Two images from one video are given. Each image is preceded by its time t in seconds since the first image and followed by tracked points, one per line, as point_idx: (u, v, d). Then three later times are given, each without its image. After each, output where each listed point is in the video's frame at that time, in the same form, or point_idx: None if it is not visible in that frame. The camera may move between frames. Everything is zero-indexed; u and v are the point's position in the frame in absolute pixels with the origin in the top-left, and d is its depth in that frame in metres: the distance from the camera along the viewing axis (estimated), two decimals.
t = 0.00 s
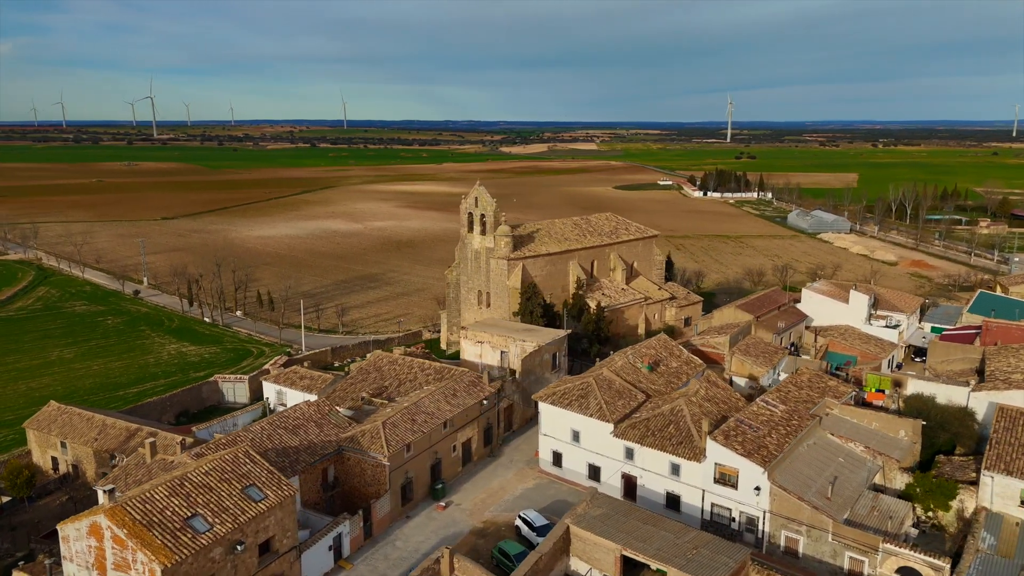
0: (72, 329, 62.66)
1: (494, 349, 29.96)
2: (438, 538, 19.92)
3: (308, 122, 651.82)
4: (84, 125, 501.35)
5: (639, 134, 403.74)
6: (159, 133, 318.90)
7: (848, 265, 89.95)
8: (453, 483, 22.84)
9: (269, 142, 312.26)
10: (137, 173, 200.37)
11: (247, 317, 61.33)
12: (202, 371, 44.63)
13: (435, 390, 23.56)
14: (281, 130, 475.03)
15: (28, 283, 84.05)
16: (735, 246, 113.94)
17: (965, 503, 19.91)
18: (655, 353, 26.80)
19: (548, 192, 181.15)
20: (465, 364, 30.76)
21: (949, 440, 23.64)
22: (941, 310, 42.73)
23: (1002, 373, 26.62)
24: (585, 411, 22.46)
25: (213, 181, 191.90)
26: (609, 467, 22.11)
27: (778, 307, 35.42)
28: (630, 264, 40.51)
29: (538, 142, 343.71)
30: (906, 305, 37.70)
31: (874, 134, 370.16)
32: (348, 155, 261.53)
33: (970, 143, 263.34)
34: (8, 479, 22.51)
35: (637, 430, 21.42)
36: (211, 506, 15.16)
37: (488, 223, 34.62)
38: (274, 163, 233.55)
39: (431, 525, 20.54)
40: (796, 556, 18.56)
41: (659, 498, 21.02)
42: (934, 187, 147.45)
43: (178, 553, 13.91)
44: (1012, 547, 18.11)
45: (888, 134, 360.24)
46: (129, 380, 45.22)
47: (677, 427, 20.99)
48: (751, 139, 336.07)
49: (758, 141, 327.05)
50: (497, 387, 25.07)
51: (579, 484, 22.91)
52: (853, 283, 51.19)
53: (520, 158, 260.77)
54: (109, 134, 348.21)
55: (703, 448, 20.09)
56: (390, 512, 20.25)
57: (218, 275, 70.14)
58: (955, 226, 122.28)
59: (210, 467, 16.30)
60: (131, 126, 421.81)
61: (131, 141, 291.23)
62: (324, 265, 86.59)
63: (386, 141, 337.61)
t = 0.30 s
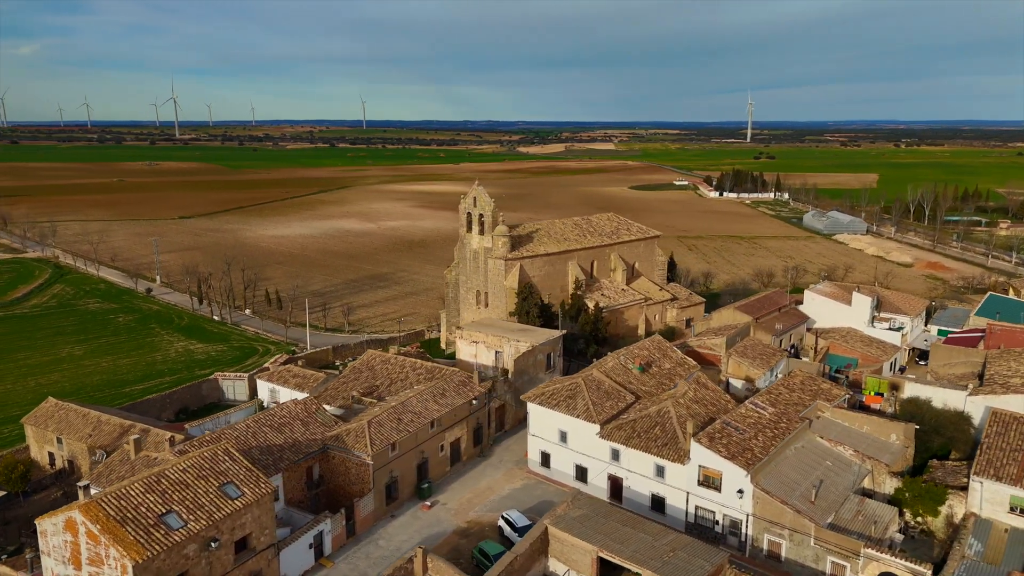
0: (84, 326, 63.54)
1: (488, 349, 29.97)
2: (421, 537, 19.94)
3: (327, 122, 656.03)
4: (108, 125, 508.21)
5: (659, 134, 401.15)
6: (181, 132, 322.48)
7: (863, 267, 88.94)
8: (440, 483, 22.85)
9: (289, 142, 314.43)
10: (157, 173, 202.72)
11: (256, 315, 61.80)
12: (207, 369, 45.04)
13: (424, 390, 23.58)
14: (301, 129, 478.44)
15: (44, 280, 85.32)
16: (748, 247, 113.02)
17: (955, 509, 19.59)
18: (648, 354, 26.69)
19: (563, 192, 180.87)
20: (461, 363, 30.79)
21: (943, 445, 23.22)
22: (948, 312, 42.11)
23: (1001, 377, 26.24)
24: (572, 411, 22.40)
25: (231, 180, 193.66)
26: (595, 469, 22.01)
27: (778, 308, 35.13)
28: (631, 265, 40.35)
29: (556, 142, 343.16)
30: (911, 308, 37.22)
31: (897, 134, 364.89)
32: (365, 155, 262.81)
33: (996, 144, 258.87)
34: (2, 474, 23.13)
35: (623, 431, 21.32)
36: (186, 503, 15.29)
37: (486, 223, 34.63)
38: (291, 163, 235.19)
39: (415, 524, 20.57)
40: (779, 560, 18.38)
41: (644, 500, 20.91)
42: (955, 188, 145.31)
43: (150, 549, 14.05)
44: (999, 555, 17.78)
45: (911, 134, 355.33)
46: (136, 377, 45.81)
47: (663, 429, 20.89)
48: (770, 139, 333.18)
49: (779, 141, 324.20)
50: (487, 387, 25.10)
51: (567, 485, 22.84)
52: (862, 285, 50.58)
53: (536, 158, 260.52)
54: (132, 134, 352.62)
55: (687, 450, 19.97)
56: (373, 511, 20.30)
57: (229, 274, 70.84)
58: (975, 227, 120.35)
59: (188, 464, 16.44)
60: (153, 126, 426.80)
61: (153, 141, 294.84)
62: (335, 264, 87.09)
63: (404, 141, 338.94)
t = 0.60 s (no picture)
0: (96, 323, 64.39)
1: (484, 349, 29.99)
2: (404, 536, 20.00)
3: (346, 122, 659.83)
4: (132, 125, 515.21)
5: (678, 134, 397.45)
6: (203, 133, 325.89)
7: (877, 268, 87.88)
8: (428, 482, 22.89)
9: (308, 143, 316.49)
10: (176, 172, 204.99)
11: (264, 314, 62.26)
12: (211, 367, 45.43)
13: (413, 390, 23.62)
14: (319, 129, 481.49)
15: (60, 278, 86.57)
16: (762, 248, 112.14)
17: (943, 515, 19.30)
18: (640, 356, 26.59)
19: (578, 192, 180.49)
20: (456, 363, 30.81)
21: (937, 449, 23.02)
22: (956, 314, 41.47)
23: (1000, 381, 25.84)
24: (559, 412, 22.35)
25: (249, 180, 195.38)
26: (582, 470, 21.95)
27: (779, 310, 34.83)
28: (633, 265, 40.19)
29: (574, 142, 342.36)
30: (916, 311, 36.71)
31: (921, 134, 359.82)
32: (383, 155, 263.92)
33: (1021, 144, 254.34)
34: None
35: (609, 433, 21.24)
36: (162, 499, 15.43)
37: (484, 223, 34.65)
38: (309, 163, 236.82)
39: (400, 523, 20.61)
40: (761, 564, 18.22)
41: (629, 501, 20.81)
42: (976, 189, 143.07)
43: (123, 545, 14.18)
44: (985, 561, 17.49)
45: (935, 135, 350.15)
46: (142, 374, 46.36)
47: (648, 431, 20.79)
48: (791, 139, 329.89)
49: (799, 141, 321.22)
50: (478, 387, 25.11)
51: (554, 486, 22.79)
52: (870, 287, 50.03)
53: (553, 158, 260.15)
54: (155, 134, 356.78)
55: (671, 452, 19.84)
56: (358, 510, 20.37)
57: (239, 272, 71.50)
58: (994, 229, 118.43)
59: (168, 461, 16.58)
60: (176, 126, 431.77)
61: (175, 141, 298.56)
62: (346, 263, 87.55)
63: (423, 141, 340.16)
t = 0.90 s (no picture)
0: (108, 321, 65.26)
1: (479, 349, 29.98)
2: (388, 535, 20.06)
3: (365, 123, 663.31)
4: (155, 125, 521.55)
5: (699, 134, 393.91)
6: (224, 133, 329.15)
7: (893, 270, 86.83)
8: (416, 482, 22.93)
9: (327, 142, 318.45)
10: (195, 172, 207.16)
11: (273, 312, 62.72)
12: (217, 364, 45.82)
13: (403, 389, 23.69)
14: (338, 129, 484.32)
15: (77, 276, 87.78)
16: (776, 249, 111.17)
17: (932, 521, 19.01)
18: (633, 357, 26.51)
19: (594, 192, 179.97)
20: (452, 363, 30.80)
21: (931, 454, 22.72)
22: (966, 317, 40.76)
23: (999, 385, 25.45)
24: (547, 412, 22.33)
25: (267, 180, 196.96)
26: (569, 471, 21.88)
27: (779, 311, 34.53)
28: (635, 266, 40.00)
29: (592, 142, 341.32)
30: (921, 313, 36.21)
31: (945, 134, 354.20)
32: (401, 155, 264.90)
33: None
34: None
35: (595, 434, 21.16)
36: (140, 496, 15.60)
37: (483, 223, 34.69)
38: (327, 163, 238.21)
39: (384, 522, 20.68)
40: (743, 568, 18.05)
41: (614, 503, 20.71)
42: (998, 190, 140.72)
43: (98, 540, 14.36)
44: (972, 568, 17.17)
45: (961, 136, 344.33)
46: (150, 371, 46.89)
47: (635, 432, 20.69)
48: (813, 139, 326.16)
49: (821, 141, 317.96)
50: (469, 387, 25.12)
51: (542, 486, 22.74)
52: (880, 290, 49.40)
53: (570, 158, 259.64)
54: (177, 134, 360.84)
55: (656, 454, 19.72)
56: (342, 508, 20.44)
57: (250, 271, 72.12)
58: (1015, 231, 116.40)
59: (148, 457, 16.76)
60: (198, 126, 436.28)
61: (197, 141, 301.67)
62: (358, 263, 87.96)
63: (442, 141, 340.97)
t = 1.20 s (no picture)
0: (120, 319, 66.11)
1: (474, 350, 29.99)
2: (372, 534, 20.11)
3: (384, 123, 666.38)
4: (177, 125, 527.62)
5: (718, 134, 391.30)
6: (245, 133, 332.37)
7: (909, 272, 85.73)
8: (404, 481, 22.97)
9: (347, 143, 320.28)
10: (214, 172, 209.26)
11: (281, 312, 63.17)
12: (222, 362, 46.22)
13: (392, 389, 23.74)
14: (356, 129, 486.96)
15: (93, 274, 88.98)
16: (790, 250, 110.22)
17: (920, 527, 18.73)
18: (626, 359, 26.38)
19: (609, 192, 179.42)
20: (448, 363, 30.83)
21: (925, 460, 22.37)
22: (974, 320, 40.09)
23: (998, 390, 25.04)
24: (534, 413, 22.29)
25: (284, 179, 198.48)
26: (555, 472, 21.84)
27: (780, 313, 34.20)
28: (636, 267, 39.80)
29: (610, 142, 340.19)
30: (926, 316, 35.66)
31: (971, 134, 348.41)
32: (418, 155, 265.70)
33: None
34: None
35: (581, 435, 21.09)
36: (118, 492, 15.77)
37: (482, 223, 34.70)
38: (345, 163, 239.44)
39: (370, 521, 20.73)
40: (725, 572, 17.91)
41: (599, 505, 20.63)
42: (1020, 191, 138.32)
43: (74, 535, 14.53)
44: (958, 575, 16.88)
45: (989, 136, 337.65)
46: (157, 369, 47.42)
47: (620, 434, 20.61)
48: (835, 139, 322.25)
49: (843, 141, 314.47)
50: (459, 387, 25.14)
51: (529, 487, 22.71)
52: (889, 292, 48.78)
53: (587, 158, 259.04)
54: (199, 135, 364.94)
55: (640, 456, 19.61)
56: (328, 507, 20.53)
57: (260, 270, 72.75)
58: None
59: (129, 455, 16.90)
60: (220, 126, 440.68)
61: (218, 141, 304.70)
62: (370, 263, 88.37)
63: (460, 141, 341.62)
